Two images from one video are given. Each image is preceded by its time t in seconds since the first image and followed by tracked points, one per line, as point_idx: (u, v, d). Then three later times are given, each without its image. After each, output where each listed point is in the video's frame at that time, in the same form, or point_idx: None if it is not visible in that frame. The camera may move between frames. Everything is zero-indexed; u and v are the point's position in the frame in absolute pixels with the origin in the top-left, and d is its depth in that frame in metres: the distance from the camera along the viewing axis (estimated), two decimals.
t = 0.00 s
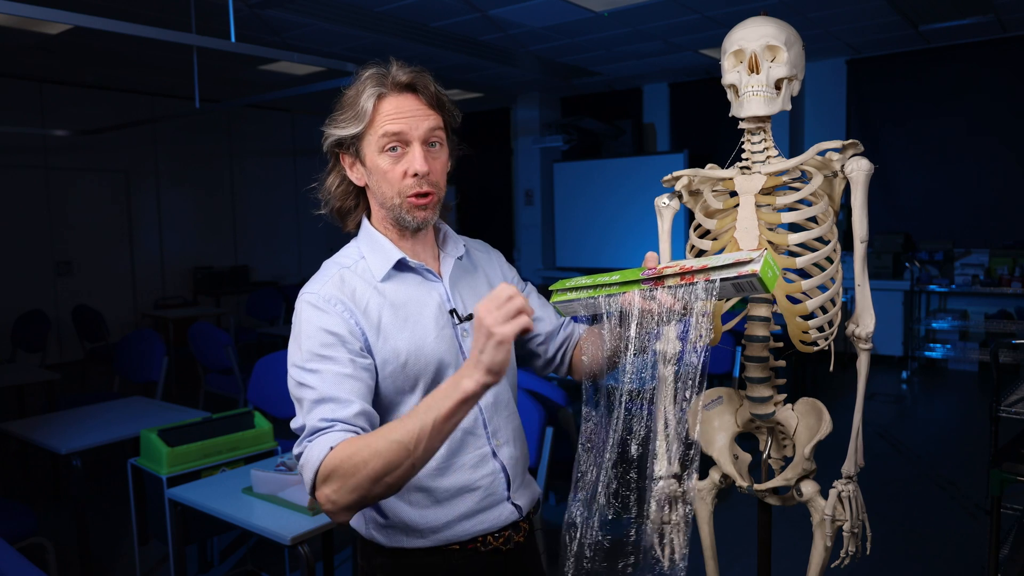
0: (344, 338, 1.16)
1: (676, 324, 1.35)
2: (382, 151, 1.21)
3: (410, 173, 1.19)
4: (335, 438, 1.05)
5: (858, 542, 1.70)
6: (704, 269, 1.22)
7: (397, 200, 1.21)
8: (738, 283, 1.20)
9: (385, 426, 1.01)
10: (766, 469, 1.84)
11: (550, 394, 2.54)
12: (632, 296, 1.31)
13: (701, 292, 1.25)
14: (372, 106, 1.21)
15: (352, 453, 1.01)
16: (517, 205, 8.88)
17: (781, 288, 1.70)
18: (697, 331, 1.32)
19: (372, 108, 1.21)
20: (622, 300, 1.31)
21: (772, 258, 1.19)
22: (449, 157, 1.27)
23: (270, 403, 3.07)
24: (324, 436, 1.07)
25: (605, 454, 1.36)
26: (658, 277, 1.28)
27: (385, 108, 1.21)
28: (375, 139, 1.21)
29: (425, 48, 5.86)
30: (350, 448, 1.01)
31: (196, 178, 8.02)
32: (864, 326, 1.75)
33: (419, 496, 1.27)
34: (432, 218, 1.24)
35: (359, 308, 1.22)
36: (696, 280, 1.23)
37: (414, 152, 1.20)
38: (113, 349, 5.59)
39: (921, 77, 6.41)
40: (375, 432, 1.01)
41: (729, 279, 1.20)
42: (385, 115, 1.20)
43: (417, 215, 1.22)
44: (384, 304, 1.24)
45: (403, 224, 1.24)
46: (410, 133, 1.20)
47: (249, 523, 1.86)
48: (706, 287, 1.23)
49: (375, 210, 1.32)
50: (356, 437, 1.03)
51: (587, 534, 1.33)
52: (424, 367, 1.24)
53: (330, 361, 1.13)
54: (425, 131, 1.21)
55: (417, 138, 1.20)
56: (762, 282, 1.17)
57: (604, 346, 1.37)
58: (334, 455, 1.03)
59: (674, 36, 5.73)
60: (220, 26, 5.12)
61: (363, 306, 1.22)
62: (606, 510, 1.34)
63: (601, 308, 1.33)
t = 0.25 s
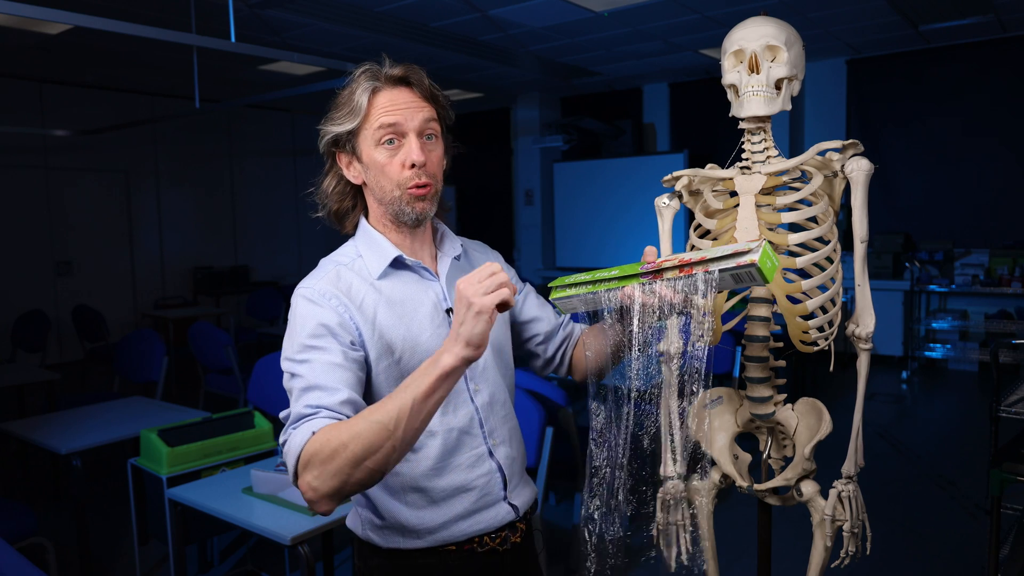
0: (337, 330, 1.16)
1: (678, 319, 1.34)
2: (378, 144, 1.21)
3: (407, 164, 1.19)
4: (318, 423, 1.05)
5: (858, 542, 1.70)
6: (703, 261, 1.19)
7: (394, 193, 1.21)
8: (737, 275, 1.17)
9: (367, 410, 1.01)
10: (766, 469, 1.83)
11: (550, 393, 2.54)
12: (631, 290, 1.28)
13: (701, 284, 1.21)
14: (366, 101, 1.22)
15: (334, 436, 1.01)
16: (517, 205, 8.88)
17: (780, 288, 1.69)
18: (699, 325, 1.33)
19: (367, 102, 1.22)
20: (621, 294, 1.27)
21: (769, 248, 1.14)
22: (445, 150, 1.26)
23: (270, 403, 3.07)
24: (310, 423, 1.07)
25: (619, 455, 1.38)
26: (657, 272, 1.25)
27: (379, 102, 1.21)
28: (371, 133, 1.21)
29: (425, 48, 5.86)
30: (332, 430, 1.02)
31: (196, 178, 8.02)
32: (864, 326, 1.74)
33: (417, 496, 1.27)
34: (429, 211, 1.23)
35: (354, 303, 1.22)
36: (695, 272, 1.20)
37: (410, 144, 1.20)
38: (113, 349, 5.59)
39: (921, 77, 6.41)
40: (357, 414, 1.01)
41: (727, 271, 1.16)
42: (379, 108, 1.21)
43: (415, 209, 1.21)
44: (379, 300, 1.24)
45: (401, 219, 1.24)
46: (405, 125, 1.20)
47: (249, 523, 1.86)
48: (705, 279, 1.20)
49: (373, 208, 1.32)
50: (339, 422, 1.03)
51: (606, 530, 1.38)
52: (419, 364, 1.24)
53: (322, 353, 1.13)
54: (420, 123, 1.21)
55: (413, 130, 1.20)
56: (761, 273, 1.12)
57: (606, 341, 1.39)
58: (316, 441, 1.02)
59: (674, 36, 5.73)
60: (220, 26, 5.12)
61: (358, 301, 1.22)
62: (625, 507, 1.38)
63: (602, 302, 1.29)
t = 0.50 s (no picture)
0: (334, 329, 1.16)
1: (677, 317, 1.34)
2: (375, 146, 1.21)
3: (405, 167, 1.19)
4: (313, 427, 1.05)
5: (858, 542, 1.70)
6: (697, 258, 1.21)
7: (391, 195, 1.21)
8: (730, 271, 1.18)
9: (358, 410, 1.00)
10: (766, 469, 1.83)
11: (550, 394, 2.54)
12: (625, 288, 1.30)
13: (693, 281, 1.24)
14: (364, 103, 1.22)
15: (326, 438, 1.00)
16: (517, 205, 8.87)
17: (781, 288, 1.69)
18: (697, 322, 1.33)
19: (365, 104, 1.22)
20: (615, 292, 1.31)
21: (763, 245, 1.15)
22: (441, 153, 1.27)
23: (270, 403, 3.07)
24: (306, 426, 1.06)
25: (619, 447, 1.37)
26: (651, 270, 1.27)
27: (377, 104, 1.21)
28: (369, 135, 1.21)
29: (425, 48, 5.86)
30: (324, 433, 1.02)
31: (196, 178, 8.02)
32: (865, 326, 1.74)
33: (411, 496, 1.27)
34: (425, 213, 1.24)
35: (349, 303, 1.22)
36: (688, 269, 1.23)
37: (407, 147, 1.20)
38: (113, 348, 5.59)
39: (921, 77, 6.41)
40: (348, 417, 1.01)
41: (721, 268, 1.18)
42: (377, 110, 1.21)
43: (412, 210, 1.21)
44: (374, 299, 1.24)
45: (397, 220, 1.24)
46: (403, 128, 1.20)
47: (249, 523, 1.86)
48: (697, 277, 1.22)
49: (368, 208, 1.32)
50: (331, 426, 1.03)
51: (615, 526, 1.37)
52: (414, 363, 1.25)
53: (319, 353, 1.13)
54: (417, 125, 1.21)
55: (410, 133, 1.20)
56: (755, 269, 1.14)
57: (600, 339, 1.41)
58: (310, 444, 1.02)
59: (674, 36, 5.73)
60: (220, 26, 5.12)
61: (353, 301, 1.23)
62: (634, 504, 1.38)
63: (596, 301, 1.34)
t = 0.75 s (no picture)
0: (331, 332, 1.17)
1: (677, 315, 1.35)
2: (364, 152, 1.20)
3: (394, 173, 1.19)
4: (340, 433, 1.05)
5: (858, 542, 1.70)
6: (697, 260, 1.19)
7: (380, 201, 1.21)
8: (731, 274, 1.15)
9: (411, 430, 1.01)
10: (766, 469, 1.83)
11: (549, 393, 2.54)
12: (626, 289, 1.27)
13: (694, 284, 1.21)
14: (352, 108, 1.21)
15: (364, 451, 1.02)
16: (517, 205, 8.87)
17: (781, 287, 1.70)
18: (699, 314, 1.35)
19: (353, 110, 1.21)
20: (615, 295, 1.27)
21: (764, 248, 1.14)
22: (430, 157, 1.27)
23: (270, 403, 3.07)
24: (321, 429, 1.07)
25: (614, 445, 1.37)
26: (651, 272, 1.24)
27: (365, 110, 1.21)
28: (357, 141, 1.21)
29: (425, 48, 5.86)
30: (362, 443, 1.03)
31: (196, 178, 8.03)
32: (864, 325, 1.74)
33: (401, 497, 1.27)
34: (416, 219, 1.24)
35: (345, 305, 1.22)
36: (689, 272, 1.19)
37: (396, 152, 1.20)
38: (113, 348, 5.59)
39: (921, 77, 6.41)
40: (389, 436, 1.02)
41: (722, 270, 1.15)
42: (365, 116, 1.21)
43: (402, 216, 1.22)
44: (369, 301, 1.25)
45: (387, 226, 1.24)
46: (391, 134, 1.20)
47: (249, 523, 1.86)
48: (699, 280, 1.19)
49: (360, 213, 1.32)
50: (367, 437, 1.04)
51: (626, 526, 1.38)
52: (407, 364, 1.24)
53: (319, 356, 1.14)
54: (406, 131, 1.20)
55: (399, 139, 1.20)
56: (756, 272, 1.12)
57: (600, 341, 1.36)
58: (344, 447, 1.04)
59: (674, 36, 5.73)
60: (220, 26, 5.13)
61: (349, 303, 1.23)
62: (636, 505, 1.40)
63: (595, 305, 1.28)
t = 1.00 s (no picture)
0: (338, 328, 1.17)
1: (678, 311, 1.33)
2: (372, 152, 1.21)
3: (400, 174, 1.20)
4: (347, 430, 1.07)
5: (858, 542, 1.70)
6: (693, 261, 1.17)
7: (386, 200, 1.23)
8: (727, 275, 1.13)
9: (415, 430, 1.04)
10: (766, 469, 1.83)
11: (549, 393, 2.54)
12: (625, 288, 1.27)
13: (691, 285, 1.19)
14: (361, 109, 1.21)
15: (368, 450, 1.04)
16: (517, 205, 8.87)
17: (780, 287, 1.70)
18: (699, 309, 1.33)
19: (363, 111, 1.21)
20: (613, 294, 1.28)
21: (761, 250, 1.11)
22: (438, 157, 1.27)
23: (270, 403, 3.07)
24: (330, 424, 1.09)
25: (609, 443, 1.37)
26: (649, 272, 1.24)
27: (375, 110, 1.21)
28: (366, 141, 1.21)
29: (425, 48, 5.86)
30: (364, 442, 1.05)
31: (196, 178, 8.02)
32: (865, 326, 1.74)
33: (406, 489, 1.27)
34: (422, 218, 1.26)
35: (352, 301, 1.23)
36: (685, 272, 1.18)
37: (404, 154, 1.21)
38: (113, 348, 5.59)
39: (920, 77, 6.41)
40: (394, 437, 1.04)
41: (717, 271, 1.13)
42: (375, 116, 1.20)
43: (407, 215, 1.24)
44: (376, 298, 1.25)
45: (393, 224, 1.26)
46: (400, 135, 1.20)
47: (249, 523, 1.86)
48: (695, 280, 1.17)
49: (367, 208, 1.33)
50: (370, 435, 1.06)
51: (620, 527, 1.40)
52: (412, 361, 1.24)
53: (326, 352, 1.15)
54: (414, 133, 1.21)
55: (407, 141, 1.21)
56: (750, 275, 1.09)
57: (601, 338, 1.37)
58: (347, 446, 1.05)
59: (674, 36, 5.73)
60: (220, 26, 5.12)
61: (356, 299, 1.23)
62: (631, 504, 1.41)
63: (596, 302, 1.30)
